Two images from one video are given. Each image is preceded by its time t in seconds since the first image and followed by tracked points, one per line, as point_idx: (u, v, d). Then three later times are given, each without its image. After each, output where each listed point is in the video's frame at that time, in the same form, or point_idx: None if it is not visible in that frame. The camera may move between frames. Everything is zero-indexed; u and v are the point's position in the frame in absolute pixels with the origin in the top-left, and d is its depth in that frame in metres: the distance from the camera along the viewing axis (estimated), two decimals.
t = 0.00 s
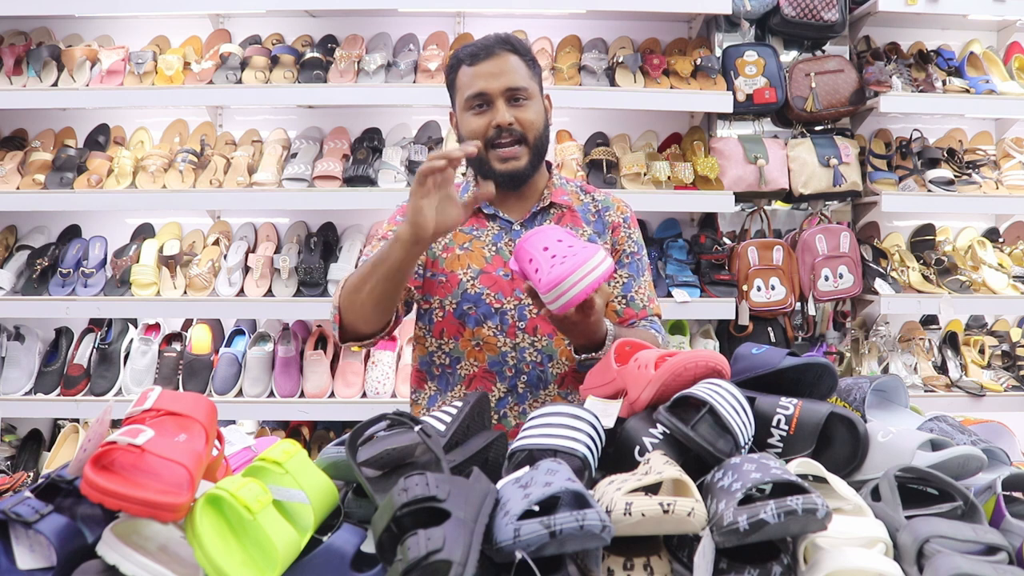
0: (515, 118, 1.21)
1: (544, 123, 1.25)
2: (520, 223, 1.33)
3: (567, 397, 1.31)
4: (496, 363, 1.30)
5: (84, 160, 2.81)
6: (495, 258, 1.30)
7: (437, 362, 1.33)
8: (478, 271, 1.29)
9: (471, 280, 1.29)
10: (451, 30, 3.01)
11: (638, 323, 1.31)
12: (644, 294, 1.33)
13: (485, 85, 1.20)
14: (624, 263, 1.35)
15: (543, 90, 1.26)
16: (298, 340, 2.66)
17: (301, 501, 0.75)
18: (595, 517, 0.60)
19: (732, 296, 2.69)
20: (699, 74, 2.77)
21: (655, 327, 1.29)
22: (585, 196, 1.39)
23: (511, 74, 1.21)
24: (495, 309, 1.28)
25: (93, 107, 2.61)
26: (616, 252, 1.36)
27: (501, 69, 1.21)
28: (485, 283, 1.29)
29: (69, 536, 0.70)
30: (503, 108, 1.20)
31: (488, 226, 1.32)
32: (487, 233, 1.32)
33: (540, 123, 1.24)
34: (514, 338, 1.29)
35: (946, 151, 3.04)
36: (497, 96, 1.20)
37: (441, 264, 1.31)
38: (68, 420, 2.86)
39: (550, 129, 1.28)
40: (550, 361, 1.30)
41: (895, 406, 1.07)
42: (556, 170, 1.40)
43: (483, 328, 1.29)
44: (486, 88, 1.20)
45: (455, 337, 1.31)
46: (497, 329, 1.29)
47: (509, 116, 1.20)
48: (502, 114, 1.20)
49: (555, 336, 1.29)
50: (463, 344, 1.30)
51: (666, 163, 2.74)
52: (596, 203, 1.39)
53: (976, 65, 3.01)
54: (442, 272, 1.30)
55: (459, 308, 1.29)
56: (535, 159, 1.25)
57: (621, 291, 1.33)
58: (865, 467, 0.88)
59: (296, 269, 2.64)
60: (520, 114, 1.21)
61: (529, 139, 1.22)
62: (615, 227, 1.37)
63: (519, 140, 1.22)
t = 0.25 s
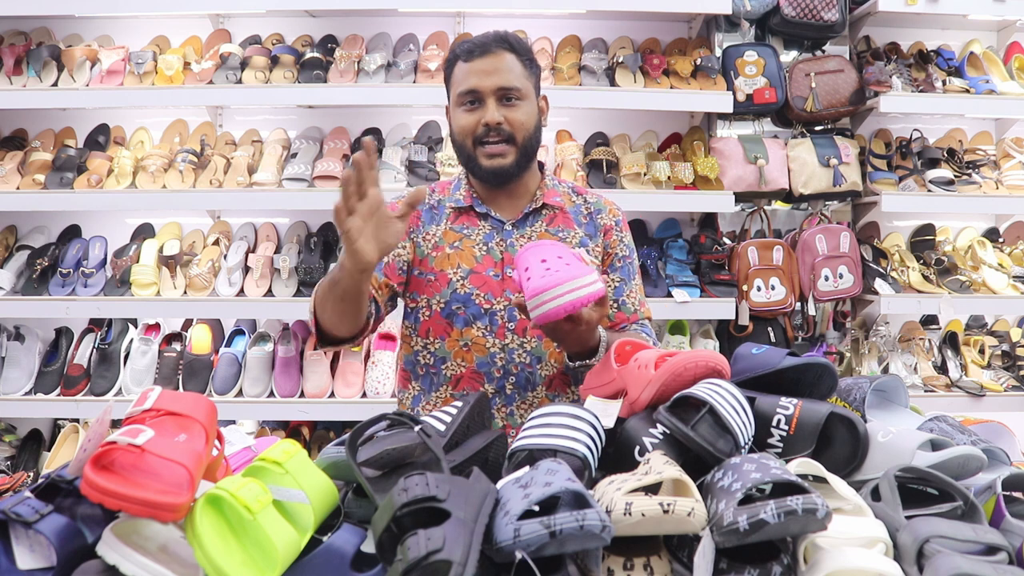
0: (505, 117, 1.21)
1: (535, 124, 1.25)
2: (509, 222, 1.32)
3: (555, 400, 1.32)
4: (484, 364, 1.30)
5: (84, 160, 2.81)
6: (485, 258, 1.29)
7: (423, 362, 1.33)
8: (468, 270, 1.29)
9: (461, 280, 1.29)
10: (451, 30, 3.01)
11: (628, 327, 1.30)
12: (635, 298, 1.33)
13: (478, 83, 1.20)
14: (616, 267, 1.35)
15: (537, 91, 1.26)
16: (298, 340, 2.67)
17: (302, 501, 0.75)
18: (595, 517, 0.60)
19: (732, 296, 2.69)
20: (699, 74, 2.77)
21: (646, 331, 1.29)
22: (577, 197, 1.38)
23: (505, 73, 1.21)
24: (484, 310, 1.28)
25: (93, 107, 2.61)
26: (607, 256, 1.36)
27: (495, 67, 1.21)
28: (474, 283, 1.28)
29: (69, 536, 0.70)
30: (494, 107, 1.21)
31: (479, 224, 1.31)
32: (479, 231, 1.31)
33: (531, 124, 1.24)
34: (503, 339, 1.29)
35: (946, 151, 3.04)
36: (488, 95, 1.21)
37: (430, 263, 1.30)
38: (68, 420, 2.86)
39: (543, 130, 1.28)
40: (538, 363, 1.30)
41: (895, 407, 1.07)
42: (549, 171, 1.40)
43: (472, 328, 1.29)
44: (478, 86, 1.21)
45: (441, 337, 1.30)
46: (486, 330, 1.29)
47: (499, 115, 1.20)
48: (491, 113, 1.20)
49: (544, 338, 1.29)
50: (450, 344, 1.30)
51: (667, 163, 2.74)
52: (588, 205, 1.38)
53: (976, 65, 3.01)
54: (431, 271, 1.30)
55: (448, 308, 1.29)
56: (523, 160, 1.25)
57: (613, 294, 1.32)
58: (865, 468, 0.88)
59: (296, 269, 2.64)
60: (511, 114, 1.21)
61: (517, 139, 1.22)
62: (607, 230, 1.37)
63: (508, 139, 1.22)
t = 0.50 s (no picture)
0: (502, 116, 1.21)
1: (531, 123, 1.26)
2: (503, 223, 1.32)
3: (545, 403, 1.31)
4: (475, 367, 1.27)
5: (84, 160, 2.81)
6: (476, 261, 1.29)
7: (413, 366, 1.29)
8: (459, 274, 1.28)
9: (453, 285, 1.28)
10: (451, 30, 3.01)
11: (618, 330, 1.35)
12: (624, 302, 1.37)
13: (474, 81, 1.20)
14: (606, 271, 1.37)
15: (531, 89, 1.26)
16: (298, 340, 2.67)
17: (301, 501, 0.75)
18: (595, 517, 0.60)
19: (732, 296, 2.69)
20: (699, 74, 2.77)
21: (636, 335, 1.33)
22: (567, 199, 1.38)
23: (500, 71, 1.21)
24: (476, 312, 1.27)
25: (93, 107, 2.61)
26: (598, 260, 1.38)
27: (490, 65, 1.21)
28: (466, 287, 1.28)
29: (69, 536, 0.70)
30: (491, 105, 1.21)
31: (469, 226, 1.31)
32: (469, 234, 1.31)
33: (527, 122, 1.24)
34: (495, 342, 1.27)
35: (946, 151, 3.04)
36: (485, 93, 1.21)
37: (421, 271, 1.30)
38: (68, 420, 2.86)
39: (537, 129, 1.28)
40: (529, 366, 1.29)
41: (895, 407, 1.07)
42: (539, 171, 1.40)
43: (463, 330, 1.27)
44: (475, 84, 1.20)
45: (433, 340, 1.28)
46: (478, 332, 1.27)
47: (497, 114, 1.21)
48: (490, 111, 1.20)
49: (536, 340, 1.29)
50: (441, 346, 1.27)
51: (667, 163, 2.74)
52: (578, 207, 1.39)
53: (976, 65, 3.01)
54: (423, 280, 1.30)
55: (440, 313, 1.29)
56: (519, 158, 1.25)
57: (603, 299, 1.36)
58: (865, 467, 0.88)
59: (296, 269, 2.64)
60: (508, 112, 1.22)
61: (515, 138, 1.23)
62: (598, 233, 1.38)
63: (505, 138, 1.22)
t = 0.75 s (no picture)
0: (496, 120, 1.21)
1: (525, 126, 1.25)
2: (495, 223, 1.32)
3: (543, 403, 1.31)
4: (471, 367, 1.27)
5: (84, 160, 2.81)
6: (471, 261, 1.29)
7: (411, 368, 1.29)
8: (454, 275, 1.28)
9: (447, 286, 1.28)
10: (451, 30, 3.01)
11: (611, 330, 1.39)
12: (618, 302, 1.39)
13: (469, 85, 1.20)
14: (600, 272, 1.38)
15: (527, 92, 1.26)
16: (298, 340, 2.67)
17: (301, 501, 0.75)
18: (595, 517, 0.60)
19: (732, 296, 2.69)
20: (699, 74, 2.77)
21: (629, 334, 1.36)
22: (561, 199, 1.38)
23: (495, 74, 1.21)
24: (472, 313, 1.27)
25: (93, 107, 2.61)
26: (592, 261, 1.38)
27: (486, 68, 1.20)
28: (461, 288, 1.28)
29: (69, 536, 0.70)
30: (485, 110, 1.21)
31: (463, 226, 1.30)
32: (463, 234, 1.30)
33: (521, 126, 1.24)
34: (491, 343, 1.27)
35: (946, 151, 3.04)
36: (480, 97, 1.21)
37: (415, 273, 1.30)
38: (68, 420, 2.86)
39: (532, 131, 1.28)
40: (526, 366, 1.29)
41: (895, 407, 1.07)
42: (533, 171, 1.39)
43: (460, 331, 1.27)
44: (469, 88, 1.20)
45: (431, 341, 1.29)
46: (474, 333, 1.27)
47: (491, 118, 1.21)
48: (484, 115, 1.21)
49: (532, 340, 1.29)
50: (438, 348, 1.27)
51: (667, 163, 2.74)
52: (572, 208, 1.39)
53: (976, 65, 3.01)
54: (417, 281, 1.30)
55: (436, 314, 1.30)
56: (513, 161, 1.25)
57: (596, 300, 1.38)
58: (865, 468, 0.88)
59: (296, 269, 2.64)
60: (502, 116, 1.22)
61: (508, 142, 1.23)
62: (592, 234, 1.38)
63: (499, 143, 1.22)
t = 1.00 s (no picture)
0: (496, 117, 1.21)
1: (524, 124, 1.25)
2: (494, 222, 1.32)
3: (544, 401, 1.31)
4: (472, 367, 1.26)
5: (84, 160, 2.81)
6: (471, 261, 1.30)
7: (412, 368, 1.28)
8: (453, 275, 1.29)
9: (447, 286, 1.28)
10: (451, 30, 3.01)
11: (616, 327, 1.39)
12: (622, 299, 1.39)
13: (469, 81, 1.20)
14: (602, 269, 1.38)
15: (526, 90, 1.26)
16: (298, 340, 2.67)
17: (302, 501, 0.75)
18: (595, 517, 0.60)
19: (732, 296, 2.69)
20: (699, 74, 2.77)
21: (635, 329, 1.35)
22: (560, 197, 1.39)
23: (495, 71, 1.21)
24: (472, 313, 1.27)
25: (93, 107, 2.61)
26: (593, 258, 1.38)
27: (486, 65, 1.20)
28: (461, 288, 1.28)
29: (69, 536, 0.70)
30: (485, 106, 1.21)
31: (463, 227, 1.31)
32: (463, 234, 1.31)
33: (520, 123, 1.24)
34: (491, 342, 1.27)
35: (946, 151, 3.04)
36: (480, 93, 1.20)
37: (415, 273, 1.30)
38: (68, 420, 2.86)
39: (531, 130, 1.28)
40: (526, 365, 1.29)
41: (895, 407, 1.07)
42: (532, 170, 1.39)
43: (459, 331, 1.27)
44: (469, 84, 1.20)
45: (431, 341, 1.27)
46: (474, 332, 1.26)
47: (491, 114, 1.20)
48: (484, 112, 1.20)
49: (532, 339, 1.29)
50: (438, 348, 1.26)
51: (667, 163, 2.74)
52: (571, 205, 1.39)
53: (976, 65, 3.01)
54: (417, 281, 1.30)
55: (436, 314, 1.29)
56: (512, 160, 1.25)
57: (600, 297, 1.38)
58: (865, 467, 0.88)
59: (296, 269, 2.64)
60: (501, 113, 1.22)
61: (507, 139, 1.23)
62: (592, 231, 1.38)
63: (498, 139, 1.22)
